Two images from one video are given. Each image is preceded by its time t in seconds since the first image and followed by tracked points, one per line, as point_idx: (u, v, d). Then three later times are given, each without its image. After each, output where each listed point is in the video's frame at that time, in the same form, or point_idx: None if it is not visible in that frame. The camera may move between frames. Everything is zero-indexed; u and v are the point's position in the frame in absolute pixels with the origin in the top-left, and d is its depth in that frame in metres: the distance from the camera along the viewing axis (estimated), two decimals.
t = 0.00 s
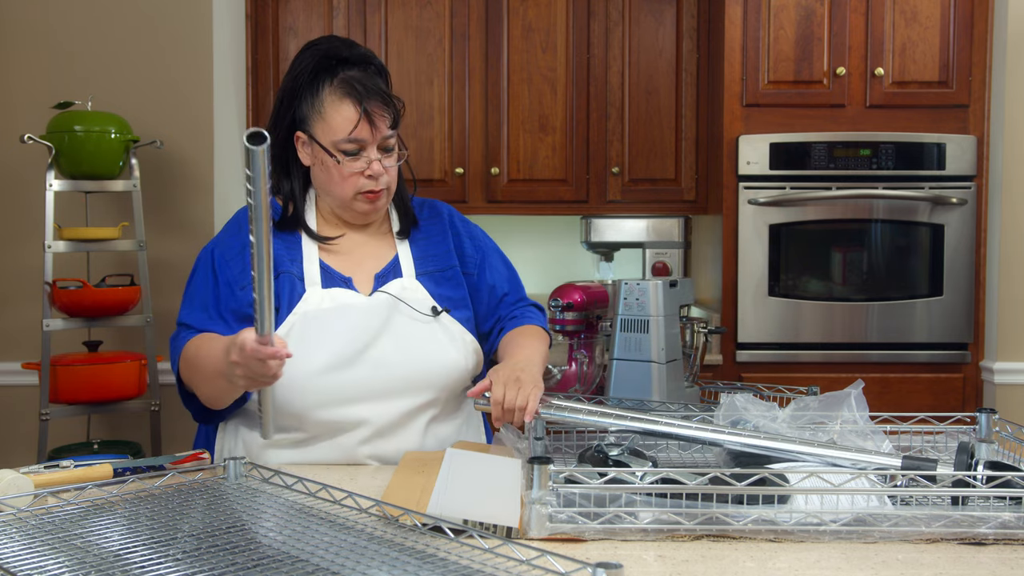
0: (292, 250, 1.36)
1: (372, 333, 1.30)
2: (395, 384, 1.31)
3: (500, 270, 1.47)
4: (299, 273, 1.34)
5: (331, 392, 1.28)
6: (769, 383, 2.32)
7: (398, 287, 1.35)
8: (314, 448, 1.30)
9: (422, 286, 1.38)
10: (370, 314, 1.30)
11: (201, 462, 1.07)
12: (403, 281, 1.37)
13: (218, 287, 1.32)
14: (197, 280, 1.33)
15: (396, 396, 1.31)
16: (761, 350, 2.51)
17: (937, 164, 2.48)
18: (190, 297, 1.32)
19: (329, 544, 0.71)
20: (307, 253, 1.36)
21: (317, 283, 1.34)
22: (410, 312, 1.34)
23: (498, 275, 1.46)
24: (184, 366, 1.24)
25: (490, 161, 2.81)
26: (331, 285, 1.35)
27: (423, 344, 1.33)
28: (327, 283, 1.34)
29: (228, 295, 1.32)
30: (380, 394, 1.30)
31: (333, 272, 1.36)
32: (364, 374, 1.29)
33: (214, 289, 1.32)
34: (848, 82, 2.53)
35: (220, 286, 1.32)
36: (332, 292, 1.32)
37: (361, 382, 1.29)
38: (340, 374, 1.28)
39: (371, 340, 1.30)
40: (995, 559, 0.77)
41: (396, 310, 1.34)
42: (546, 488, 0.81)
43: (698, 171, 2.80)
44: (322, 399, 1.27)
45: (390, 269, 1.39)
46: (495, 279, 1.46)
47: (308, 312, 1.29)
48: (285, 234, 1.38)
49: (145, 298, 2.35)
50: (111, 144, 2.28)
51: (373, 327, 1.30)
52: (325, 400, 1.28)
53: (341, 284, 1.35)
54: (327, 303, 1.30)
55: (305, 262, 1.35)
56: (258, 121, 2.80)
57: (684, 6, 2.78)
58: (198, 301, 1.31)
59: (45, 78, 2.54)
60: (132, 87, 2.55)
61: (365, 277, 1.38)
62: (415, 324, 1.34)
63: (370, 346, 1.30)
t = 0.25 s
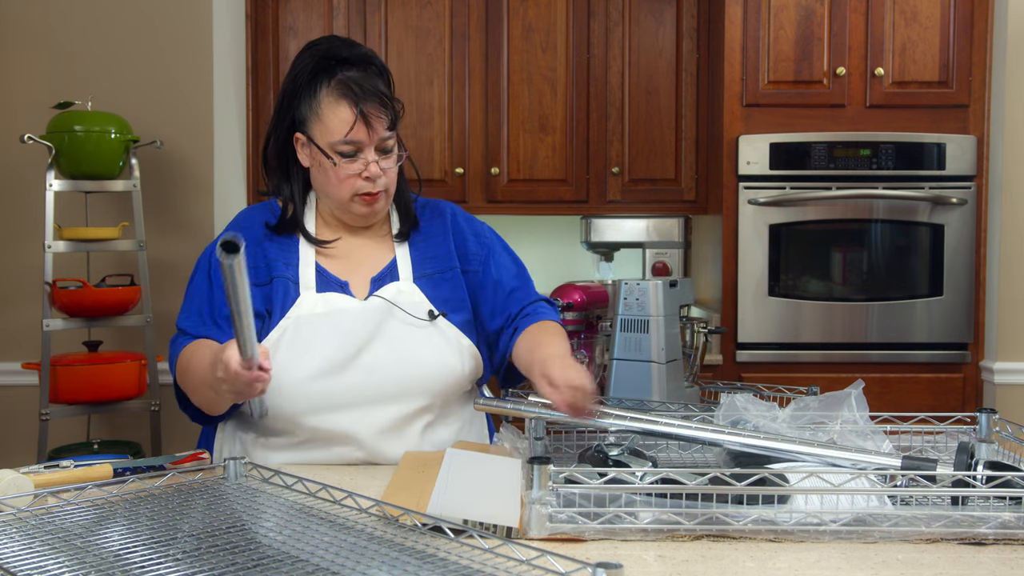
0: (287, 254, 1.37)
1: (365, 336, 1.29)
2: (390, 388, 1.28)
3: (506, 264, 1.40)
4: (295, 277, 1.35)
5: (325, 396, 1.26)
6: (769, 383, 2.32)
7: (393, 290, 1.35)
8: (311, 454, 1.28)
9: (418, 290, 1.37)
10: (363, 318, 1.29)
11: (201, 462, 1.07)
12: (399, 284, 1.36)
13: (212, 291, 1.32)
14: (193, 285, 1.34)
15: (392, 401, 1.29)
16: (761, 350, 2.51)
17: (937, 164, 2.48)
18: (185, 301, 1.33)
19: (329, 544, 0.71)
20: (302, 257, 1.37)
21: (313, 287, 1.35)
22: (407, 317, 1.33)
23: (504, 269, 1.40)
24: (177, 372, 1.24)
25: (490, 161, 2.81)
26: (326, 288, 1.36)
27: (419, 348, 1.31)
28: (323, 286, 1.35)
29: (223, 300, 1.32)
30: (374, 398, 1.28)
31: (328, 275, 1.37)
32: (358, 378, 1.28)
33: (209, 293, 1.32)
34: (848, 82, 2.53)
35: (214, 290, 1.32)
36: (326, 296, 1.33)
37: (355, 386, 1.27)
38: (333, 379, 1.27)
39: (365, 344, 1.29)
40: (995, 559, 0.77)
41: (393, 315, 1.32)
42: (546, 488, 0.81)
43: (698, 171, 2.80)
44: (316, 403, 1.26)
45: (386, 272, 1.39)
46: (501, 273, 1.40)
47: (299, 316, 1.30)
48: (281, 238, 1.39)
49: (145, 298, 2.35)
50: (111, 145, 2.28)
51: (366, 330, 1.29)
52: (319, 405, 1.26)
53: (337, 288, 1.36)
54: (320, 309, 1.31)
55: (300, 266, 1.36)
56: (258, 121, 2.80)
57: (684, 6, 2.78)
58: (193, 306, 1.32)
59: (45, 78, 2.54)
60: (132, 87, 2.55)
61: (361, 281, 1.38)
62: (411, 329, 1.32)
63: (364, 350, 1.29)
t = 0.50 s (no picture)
0: (287, 255, 1.37)
1: (363, 342, 1.28)
2: (388, 395, 1.28)
3: (501, 259, 1.39)
4: (293, 279, 1.35)
5: (322, 401, 1.26)
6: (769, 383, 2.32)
7: (391, 295, 1.33)
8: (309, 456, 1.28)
9: (418, 294, 1.35)
10: (360, 324, 1.28)
11: (201, 462, 1.07)
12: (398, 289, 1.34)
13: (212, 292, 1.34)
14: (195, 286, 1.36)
15: (389, 407, 1.28)
16: (761, 350, 2.51)
17: (937, 164, 2.48)
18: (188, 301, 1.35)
19: (329, 544, 0.71)
20: (302, 258, 1.37)
21: (312, 289, 1.34)
22: (405, 324, 1.31)
23: (499, 263, 1.38)
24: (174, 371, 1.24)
25: (490, 161, 2.81)
26: (326, 291, 1.35)
27: (417, 354, 1.30)
28: (322, 289, 1.34)
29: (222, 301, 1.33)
30: (371, 404, 1.27)
31: (328, 278, 1.36)
32: (355, 384, 1.27)
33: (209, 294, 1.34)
34: (848, 82, 2.53)
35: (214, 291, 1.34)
36: (324, 299, 1.32)
37: (352, 392, 1.27)
38: (331, 383, 1.26)
39: (362, 350, 1.28)
40: (995, 559, 0.77)
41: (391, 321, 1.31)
42: (546, 488, 0.81)
43: (698, 171, 2.80)
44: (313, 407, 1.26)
45: (385, 277, 1.37)
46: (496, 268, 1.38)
47: (297, 320, 1.29)
48: (281, 239, 1.39)
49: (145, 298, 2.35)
50: (111, 145, 2.28)
51: (363, 336, 1.28)
52: (316, 409, 1.26)
53: (336, 291, 1.35)
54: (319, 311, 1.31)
55: (300, 268, 1.36)
56: (258, 121, 2.80)
57: (683, 6, 2.78)
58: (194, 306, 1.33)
59: (45, 77, 2.54)
60: (132, 87, 2.55)
61: (360, 285, 1.37)
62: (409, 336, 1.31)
63: (362, 355, 1.28)
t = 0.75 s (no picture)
0: (287, 256, 1.37)
1: (362, 344, 1.28)
2: (387, 397, 1.28)
3: (507, 260, 1.39)
4: (293, 280, 1.35)
5: (322, 403, 1.26)
6: (769, 383, 2.32)
7: (391, 297, 1.32)
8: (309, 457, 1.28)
9: (419, 296, 1.35)
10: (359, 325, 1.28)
11: (201, 462, 1.07)
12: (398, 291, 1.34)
13: (212, 292, 1.34)
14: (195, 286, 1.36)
15: (389, 409, 1.28)
16: (761, 350, 2.51)
17: (937, 164, 2.48)
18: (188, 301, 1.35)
19: (329, 544, 0.71)
20: (302, 260, 1.37)
21: (312, 291, 1.34)
22: (404, 326, 1.31)
23: (505, 264, 1.38)
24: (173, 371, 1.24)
25: (490, 161, 2.81)
26: (325, 292, 1.34)
27: (416, 356, 1.30)
28: (322, 290, 1.34)
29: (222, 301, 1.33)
30: (371, 407, 1.27)
31: (328, 278, 1.35)
32: (355, 386, 1.27)
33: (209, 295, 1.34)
34: (848, 82, 2.53)
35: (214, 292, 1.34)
36: (324, 300, 1.32)
37: (352, 394, 1.27)
38: (330, 385, 1.27)
39: (361, 352, 1.28)
40: (995, 559, 0.77)
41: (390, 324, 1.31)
42: (546, 488, 0.81)
43: (698, 171, 2.80)
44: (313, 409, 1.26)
45: (386, 278, 1.37)
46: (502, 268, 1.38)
47: (297, 322, 1.29)
48: (281, 240, 1.39)
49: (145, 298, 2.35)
50: (111, 145, 2.28)
51: (362, 338, 1.28)
52: (316, 411, 1.26)
53: (336, 292, 1.34)
54: (318, 312, 1.30)
55: (300, 269, 1.36)
56: (258, 121, 2.79)
57: (683, 6, 2.78)
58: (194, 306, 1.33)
59: (45, 77, 2.54)
60: (132, 87, 2.55)
61: (361, 287, 1.36)
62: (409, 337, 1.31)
63: (361, 357, 1.28)
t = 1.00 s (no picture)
0: (289, 257, 1.37)
1: (365, 344, 1.28)
2: (390, 397, 1.28)
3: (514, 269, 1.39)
4: (295, 280, 1.34)
5: (325, 404, 1.26)
6: (769, 383, 2.32)
7: (394, 297, 1.33)
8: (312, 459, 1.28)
9: (422, 296, 1.35)
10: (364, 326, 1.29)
11: (201, 462, 1.07)
12: (401, 291, 1.34)
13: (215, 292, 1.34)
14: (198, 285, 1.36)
15: (392, 408, 1.28)
16: (762, 350, 2.51)
17: (937, 164, 2.48)
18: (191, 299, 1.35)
19: (329, 544, 0.72)
20: (304, 260, 1.37)
21: (314, 291, 1.34)
22: (407, 326, 1.31)
23: (513, 272, 1.39)
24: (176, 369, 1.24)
25: (490, 161, 2.81)
26: (328, 293, 1.34)
27: (419, 356, 1.30)
28: (324, 290, 1.34)
29: (224, 301, 1.33)
30: (374, 407, 1.27)
31: (331, 279, 1.35)
32: (358, 386, 1.27)
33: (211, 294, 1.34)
34: (848, 82, 2.53)
35: (217, 291, 1.34)
36: (327, 300, 1.32)
37: (355, 394, 1.27)
38: (334, 386, 1.27)
39: (364, 353, 1.28)
40: (995, 559, 0.77)
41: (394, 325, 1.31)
42: (546, 488, 0.81)
43: (698, 171, 2.80)
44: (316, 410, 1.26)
45: (388, 278, 1.37)
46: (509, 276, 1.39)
47: (298, 322, 1.30)
48: (283, 240, 1.39)
49: (145, 298, 2.35)
50: (111, 145, 2.28)
51: (365, 338, 1.28)
52: (320, 412, 1.26)
53: (339, 293, 1.34)
54: (320, 313, 1.31)
55: (301, 270, 1.36)
56: (258, 121, 2.79)
57: (683, 6, 2.78)
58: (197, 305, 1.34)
59: (45, 78, 2.54)
60: (132, 87, 2.55)
61: (363, 287, 1.36)
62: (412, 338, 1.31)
63: (364, 358, 1.28)
